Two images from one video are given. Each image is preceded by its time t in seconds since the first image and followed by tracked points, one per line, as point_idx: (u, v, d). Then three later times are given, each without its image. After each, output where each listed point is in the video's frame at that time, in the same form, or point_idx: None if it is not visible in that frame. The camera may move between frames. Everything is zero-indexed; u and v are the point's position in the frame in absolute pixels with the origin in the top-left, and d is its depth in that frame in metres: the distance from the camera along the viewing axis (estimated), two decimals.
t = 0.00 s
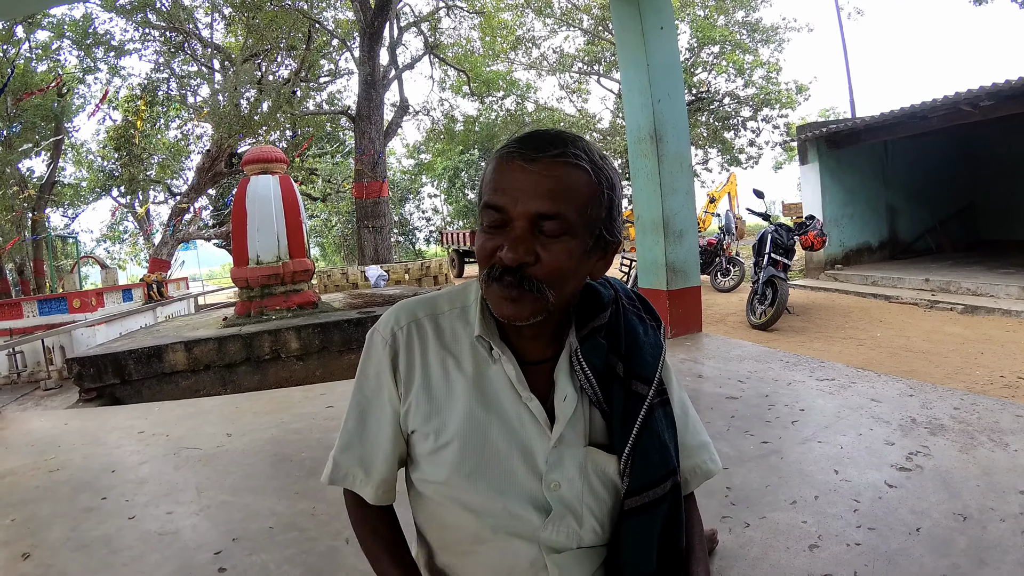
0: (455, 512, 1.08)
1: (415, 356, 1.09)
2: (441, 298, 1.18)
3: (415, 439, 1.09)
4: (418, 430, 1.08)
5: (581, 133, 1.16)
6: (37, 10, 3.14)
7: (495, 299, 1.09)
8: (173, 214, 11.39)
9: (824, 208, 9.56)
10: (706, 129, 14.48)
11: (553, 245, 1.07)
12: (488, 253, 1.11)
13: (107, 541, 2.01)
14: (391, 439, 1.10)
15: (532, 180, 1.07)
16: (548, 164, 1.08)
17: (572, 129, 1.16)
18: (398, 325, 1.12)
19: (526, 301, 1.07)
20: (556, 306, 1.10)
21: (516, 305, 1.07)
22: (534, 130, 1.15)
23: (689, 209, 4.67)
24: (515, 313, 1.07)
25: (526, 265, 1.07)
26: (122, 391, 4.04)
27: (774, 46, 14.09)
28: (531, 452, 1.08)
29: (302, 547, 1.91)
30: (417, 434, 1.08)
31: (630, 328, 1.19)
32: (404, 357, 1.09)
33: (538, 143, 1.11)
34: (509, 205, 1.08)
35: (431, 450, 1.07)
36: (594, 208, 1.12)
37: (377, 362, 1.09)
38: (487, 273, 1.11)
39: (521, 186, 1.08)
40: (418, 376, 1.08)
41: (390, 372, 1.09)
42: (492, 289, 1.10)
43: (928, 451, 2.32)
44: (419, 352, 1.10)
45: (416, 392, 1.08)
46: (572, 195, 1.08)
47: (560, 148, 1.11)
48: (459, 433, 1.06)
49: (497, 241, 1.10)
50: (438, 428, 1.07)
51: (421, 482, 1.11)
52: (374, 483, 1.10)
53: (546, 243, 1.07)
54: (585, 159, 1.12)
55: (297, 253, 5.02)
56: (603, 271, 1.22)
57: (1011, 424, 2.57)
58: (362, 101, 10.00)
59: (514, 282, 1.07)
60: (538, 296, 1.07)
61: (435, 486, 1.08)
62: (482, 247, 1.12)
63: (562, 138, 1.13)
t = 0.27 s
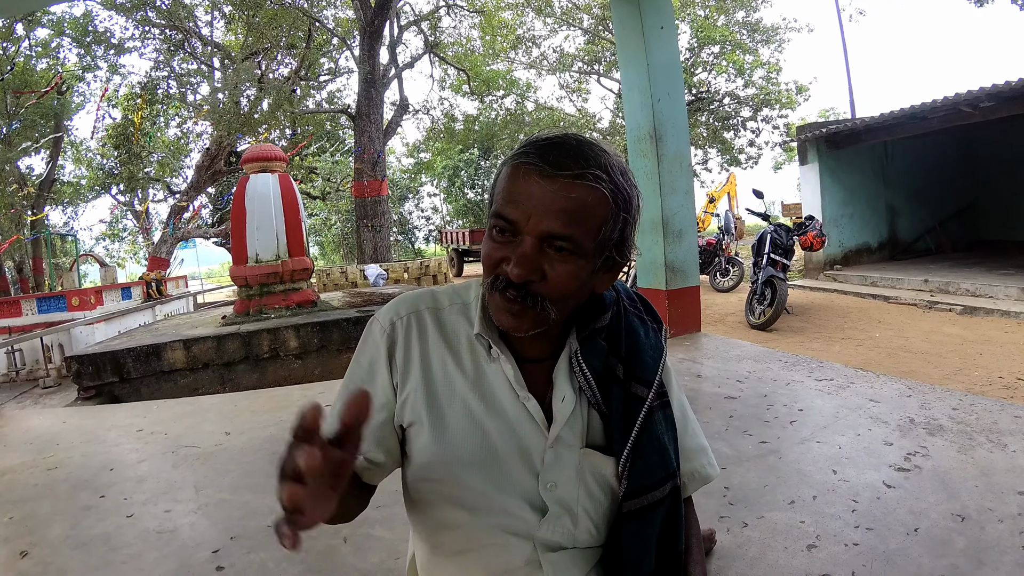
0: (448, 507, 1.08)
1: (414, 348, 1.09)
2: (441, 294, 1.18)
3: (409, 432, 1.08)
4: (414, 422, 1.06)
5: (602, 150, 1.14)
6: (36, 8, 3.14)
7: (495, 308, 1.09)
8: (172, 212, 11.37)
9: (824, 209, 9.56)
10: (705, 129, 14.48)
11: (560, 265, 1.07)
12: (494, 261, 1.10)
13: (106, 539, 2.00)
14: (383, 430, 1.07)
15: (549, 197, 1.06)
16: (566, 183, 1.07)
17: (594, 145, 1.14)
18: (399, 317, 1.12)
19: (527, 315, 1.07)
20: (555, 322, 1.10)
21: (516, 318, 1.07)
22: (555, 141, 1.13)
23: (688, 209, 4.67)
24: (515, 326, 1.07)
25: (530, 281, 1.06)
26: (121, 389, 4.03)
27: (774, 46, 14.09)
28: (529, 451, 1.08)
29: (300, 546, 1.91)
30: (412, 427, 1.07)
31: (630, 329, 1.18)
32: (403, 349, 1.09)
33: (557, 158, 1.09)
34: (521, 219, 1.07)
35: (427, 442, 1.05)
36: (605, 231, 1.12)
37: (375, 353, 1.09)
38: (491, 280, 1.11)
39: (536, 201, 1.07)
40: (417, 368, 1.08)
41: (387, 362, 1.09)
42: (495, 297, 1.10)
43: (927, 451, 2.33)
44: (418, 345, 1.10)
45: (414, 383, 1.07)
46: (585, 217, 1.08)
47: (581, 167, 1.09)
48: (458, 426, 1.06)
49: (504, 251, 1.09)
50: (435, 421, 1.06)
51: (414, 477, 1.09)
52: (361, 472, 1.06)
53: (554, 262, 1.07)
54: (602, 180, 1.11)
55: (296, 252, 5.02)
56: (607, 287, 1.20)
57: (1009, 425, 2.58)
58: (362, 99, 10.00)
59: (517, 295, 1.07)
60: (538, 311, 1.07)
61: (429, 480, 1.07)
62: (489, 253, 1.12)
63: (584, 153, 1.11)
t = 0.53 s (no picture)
0: (450, 507, 1.07)
1: (417, 348, 1.09)
2: (445, 293, 1.18)
3: (411, 432, 1.08)
4: (418, 421, 1.06)
5: (616, 144, 1.15)
6: (37, 6, 3.14)
7: (510, 300, 1.09)
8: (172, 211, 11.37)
9: (824, 209, 9.56)
10: (705, 130, 14.48)
11: (577, 255, 1.07)
12: (509, 252, 1.10)
13: (105, 538, 2.00)
14: (384, 429, 1.07)
15: (566, 188, 1.06)
16: (583, 174, 1.07)
17: (609, 139, 1.15)
18: (402, 316, 1.11)
19: (541, 306, 1.06)
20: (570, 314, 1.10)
21: (530, 308, 1.06)
22: (571, 133, 1.14)
23: (688, 209, 4.67)
24: (528, 317, 1.07)
25: (546, 271, 1.06)
26: (121, 388, 4.03)
27: (774, 46, 14.08)
28: (533, 451, 1.08)
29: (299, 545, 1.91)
30: (416, 426, 1.07)
31: (635, 329, 1.19)
32: (406, 349, 1.09)
33: (574, 149, 1.10)
34: (538, 209, 1.07)
35: (429, 442, 1.06)
36: (620, 223, 1.12)
37: (377, 354, 1.08)
38: (505, 272, 1.10)
39: (554, 191, 1.07)
40: (420, 368, 1.08)
41: (388, 362, 1.08)
42: (508, 289, 1.10)
43: (926, 452, 2.32)
44: (421, 345, 1.10)
45: (417, 383, 1.07)
46: (603, 208, 1.08)
47: (596, 158, 1.10)
48: (462, 426, 1.06)
49: (520, 242, 1.09)
50: (439, 421, 1.06)
51: (415, 477, 1.09)
52: (358, 473, 1.06)
53: (571, 253, 1.07)
54: (618, 172, 1.11)
55: (296, 251, 5.02)
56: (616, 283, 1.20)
57: (1009, 426, 2.57)
58: (362, 99, 10.00)
59: (532, 286, 1.06)
60: (553, 302, 1.06)
61: (432, 480, 1.07)
62: (502, 245, 1.11)
63: (600, 146, 1.12)
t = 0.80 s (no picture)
0: (449, 513, 1.09)
1: (413, 357, 1.10)
2: (444, 300, 1.19)
3: (410, 438, 1.10)
4: (414, 429, 1.08)
5: (607, 150, 1.16)
6: (40, 10, 3.16)
7: (505, 305, 1.09)
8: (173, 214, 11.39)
9: (825, 212, 9.56)
10: (706, 132, 14.49)
11: (570, 259, 1.07)
12: (503, 257, 1.10)
13: (107, 541, 2.01)
14: (384, 436, 1.10)
15: (557, 193, 1.06)
16: (574, 178, 1.08)
17: (600, 145, 1.15)
18: (399, 324, 1.13)
19: (534, 310, 1.07)
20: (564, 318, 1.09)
21: (524, 312, 1.07)
22: (562, 141, 1.15)
23: (689, 212, 4.68)
24: (522, 320, 1.07)
25: (540, 275, 1.06)
26: (122, 390, 4.04)
27: (775, 49, 14.10)
28: (529, 458, 1.08)
29: (300, 548, 1.91)
30: (414, 433, 1.08)
31: (632, 333, 1.19)
32: (402, 358, 1.10)
33: (565, 156, 1.11)
34: (530, 215, 1.07)
35: (426, 448, 1.07)
36: (613, 227, 1.12)
37: (375, 364, 1.10)
38: (500, 278, 1.10)
39: (545, 196, 1.07)
40: (417, 376, 1.09)
41: (386, 371, 1.10)
42: (503, 294, 1.10)
43: (928, 455, 2.33)
44: (417, 353, 1.11)
45: (413, 390, 1.09)
46: (594, 212, 1.08)
47: (587, 163, 1.10)
48: (457, 432, 1.07)
49: (514, 247, 1.09)
50: (435, 427, 1.07)
51: (417, 482, 1.11)
52: (372, 475, 1.11)
53: (564, 256, 1.06)
54: (609, 176, 1.12)
55: (297, 254, 5.03)
56: (612, 288, 1.20)
57: (1010, 429, 2.57)
58: (363, 101, 10.01)
59: (526, 290, 1.07)
60: (546, 306, 1.07)
61: (432, 486, 1.08)
62: (496, 251, 1.12)
63: (590, 151, 1.13)
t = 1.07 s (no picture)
0: (451, 515, 1.09)
1: (412, 359, 1.10)
2: (441, 302, 1.18)
3: (410, 440, 1.10)
4: (414, 431, 1.08)
5: (576, 139, 1.13)
6: (39, 10, 3.15)
7: (487, 304, 1.09)
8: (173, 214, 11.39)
9: (825, 211, 9.56)
10: (705, 132, 14.49)
11: (545, 252, 1.05)
12: (482, 258, 1.10)
13: (106, 541, 2.01)
14: (386, 439, 1.10)
15: (524, 188, 1.05)
16: (540, 171, 1.06)
17: (568, 134, 1.13)
18: (397, 327, 1.12)
19: (516, 306, 1.06)
20: (548, 313, 1.08)
21: (507, 310, 1.06)
22: (531, 136, 1.13)
23: (688, 211, 4.68)
24: (507, 318, 1.07)
25: (516, 271, 1.05)
26: (122, 391, 4.04)
27: (774, 49, 14.10)
28: (529, 456, 1.08)
29: (300, 547, 1.91)
30: (414, 435, 1.08)
31: (628, 331, 1.19)
32: (401, 360, 1.10)
33: (532, 150, 1.09)
34: (501, 212, 1.06)
35: (427, 450, 1.07)
36: (588, 215, 1.09)
37: (374, 367, 1.10)
38: (482, 278, 1.10)
39: (513, 192, 1.06)
40: (416, 378, 1.09)
41: (385, 374, 1.10)
42: (487, 295, 1.10)
43: (927, 454, 2.33)
44: (416, 355, 1.11)
45: (413, 392, 1.09)
46: (565, 203, 1.06)
47: (552, 154, 1.08)
48: (457, 434, 1.07)
49: (490, 246, 1.09)
50: (435, 429, 1.07)
51: (418, 484, 1.11)
52: (375, 477, 1.12)
53: (539, 251, 1.05)
54: (577, 165, 1.09)
55: (297, 254, 5.02)
56: (600, 279, 1.19)
57: (1010, 428, 2.57)
58: (363, 102, 10.02)
59: (504, 287, 1.06)
60: (528, 302, 1.06)
61: (433, 488, 1.08)
62: (476, 252, 1.12)
63: (557, 144, 1.11)
